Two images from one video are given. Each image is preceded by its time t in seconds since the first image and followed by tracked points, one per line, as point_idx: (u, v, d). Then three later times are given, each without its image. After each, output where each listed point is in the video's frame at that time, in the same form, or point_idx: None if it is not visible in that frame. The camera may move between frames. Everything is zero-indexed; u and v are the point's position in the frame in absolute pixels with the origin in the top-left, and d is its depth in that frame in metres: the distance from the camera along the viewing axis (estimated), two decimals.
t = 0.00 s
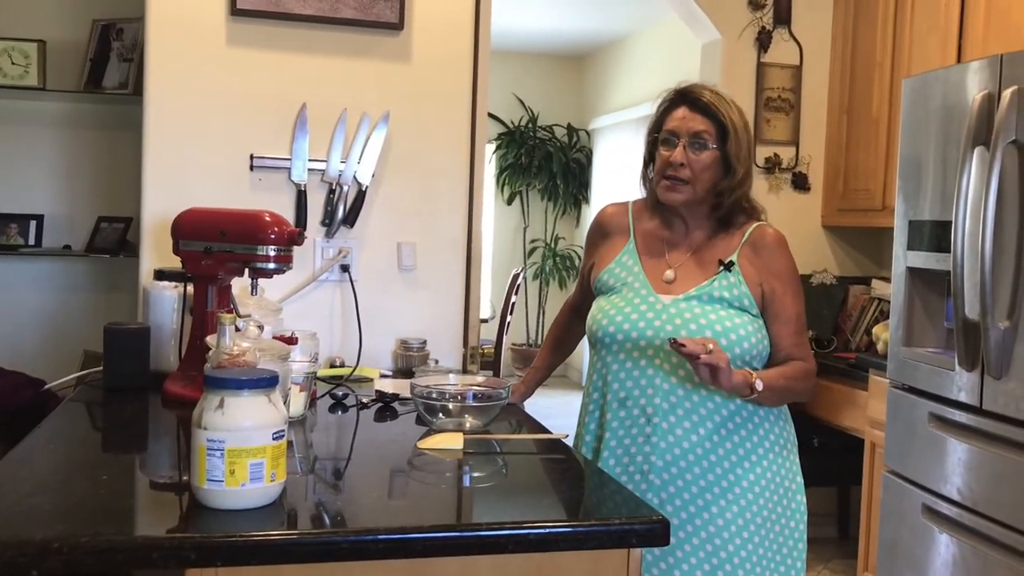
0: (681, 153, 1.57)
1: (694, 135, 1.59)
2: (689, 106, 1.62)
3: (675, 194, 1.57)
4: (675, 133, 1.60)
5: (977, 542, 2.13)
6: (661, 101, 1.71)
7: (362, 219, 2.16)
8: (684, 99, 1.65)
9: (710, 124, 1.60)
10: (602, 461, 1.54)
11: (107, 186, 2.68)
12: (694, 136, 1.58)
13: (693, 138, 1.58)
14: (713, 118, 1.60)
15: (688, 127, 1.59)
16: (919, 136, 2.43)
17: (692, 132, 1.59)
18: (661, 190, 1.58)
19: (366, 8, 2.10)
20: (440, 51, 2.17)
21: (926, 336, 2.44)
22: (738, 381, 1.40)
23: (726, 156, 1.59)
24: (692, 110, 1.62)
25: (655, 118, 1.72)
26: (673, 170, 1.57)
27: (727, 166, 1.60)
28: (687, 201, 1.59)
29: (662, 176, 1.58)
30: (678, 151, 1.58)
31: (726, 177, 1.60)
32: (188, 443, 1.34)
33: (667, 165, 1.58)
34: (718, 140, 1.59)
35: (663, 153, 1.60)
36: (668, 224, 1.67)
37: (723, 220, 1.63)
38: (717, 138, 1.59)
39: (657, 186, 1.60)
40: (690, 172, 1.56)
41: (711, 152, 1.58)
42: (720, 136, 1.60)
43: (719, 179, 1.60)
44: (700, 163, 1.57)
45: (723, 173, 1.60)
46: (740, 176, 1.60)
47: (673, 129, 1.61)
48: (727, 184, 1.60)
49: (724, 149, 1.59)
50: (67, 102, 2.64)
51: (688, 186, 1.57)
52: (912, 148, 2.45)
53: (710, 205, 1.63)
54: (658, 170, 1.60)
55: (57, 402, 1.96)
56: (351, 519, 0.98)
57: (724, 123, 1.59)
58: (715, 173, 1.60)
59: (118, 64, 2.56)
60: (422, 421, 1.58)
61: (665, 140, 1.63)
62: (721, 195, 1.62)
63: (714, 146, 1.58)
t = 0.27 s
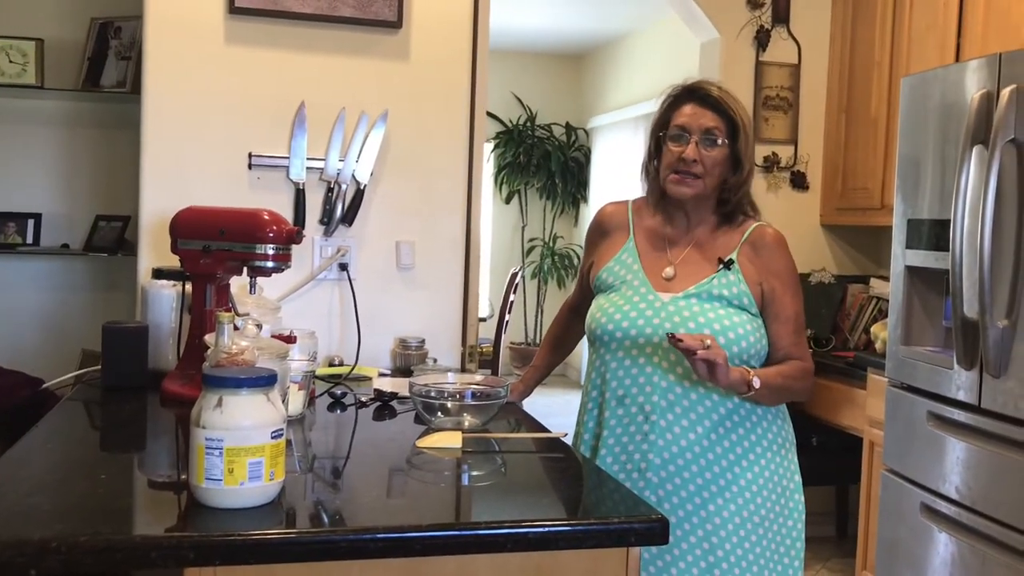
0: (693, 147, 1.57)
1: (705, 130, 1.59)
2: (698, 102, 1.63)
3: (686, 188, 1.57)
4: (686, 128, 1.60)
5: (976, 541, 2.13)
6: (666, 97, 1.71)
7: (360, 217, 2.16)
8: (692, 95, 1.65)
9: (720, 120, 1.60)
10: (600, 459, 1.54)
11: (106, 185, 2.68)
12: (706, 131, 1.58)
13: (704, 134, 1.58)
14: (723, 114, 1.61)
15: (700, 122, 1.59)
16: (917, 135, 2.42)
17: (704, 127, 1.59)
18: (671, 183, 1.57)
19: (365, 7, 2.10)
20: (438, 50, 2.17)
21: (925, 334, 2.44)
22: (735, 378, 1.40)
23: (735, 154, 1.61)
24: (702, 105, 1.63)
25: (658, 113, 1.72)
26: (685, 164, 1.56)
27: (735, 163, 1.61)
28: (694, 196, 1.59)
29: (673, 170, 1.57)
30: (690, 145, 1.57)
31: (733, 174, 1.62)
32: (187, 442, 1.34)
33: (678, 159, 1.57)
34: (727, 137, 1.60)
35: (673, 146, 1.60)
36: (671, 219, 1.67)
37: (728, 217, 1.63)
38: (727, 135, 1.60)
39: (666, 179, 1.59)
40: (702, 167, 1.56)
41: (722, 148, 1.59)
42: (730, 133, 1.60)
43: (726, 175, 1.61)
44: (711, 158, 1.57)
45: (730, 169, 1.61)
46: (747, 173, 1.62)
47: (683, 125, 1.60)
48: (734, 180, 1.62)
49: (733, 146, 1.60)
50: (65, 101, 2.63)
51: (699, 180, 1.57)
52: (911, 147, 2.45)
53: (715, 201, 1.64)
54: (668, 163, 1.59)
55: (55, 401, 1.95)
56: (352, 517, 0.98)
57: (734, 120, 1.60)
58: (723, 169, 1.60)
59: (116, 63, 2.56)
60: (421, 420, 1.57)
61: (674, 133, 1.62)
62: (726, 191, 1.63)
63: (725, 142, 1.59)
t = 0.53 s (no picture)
0: (694, 145, 1.57)
1: (706, 128, 1.59)
2: (699, 99, 1.63)
3: (687, 186, 1.57)
4: (687, 126, 1.60)
5: (975, 538, 2.14)
6: (666, 94, 1.71)
7: (359, 215, 2.16)
8: (693, 92, 1.65)
9: (721, 118, 1.60)
10: (599, 457, 1.54)
11: (105, 183, 2.68)
12: (707, 129, 1.58)
13: (705, 132, 1.58)
14: (724, 111, 1.61)
15: (701, 119, 1.59)
16: (917, 132, 2.42)
17: (705, 125, 1.59)
18: (672, 181, 1.57)
19: (363, 4, 2.10)
20: (437, 47, 2.17)
21: (924, 331, 2.44)
22: (734, 376, 1.40)
23: (736, 151, 1.61)
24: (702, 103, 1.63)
25: (658, 110, 1.71)
26: (687, 162, 1.56)
27: (735, 161, 1.61)
28: (694, 195, 1.59)
29: (674, 168, 1.57)
30: (691, 143, 1.57)
31: (733, 172, 1.62)
32: (186, 440, 1.34)
33: (678, 157, 1.57)
34: (728, 134, 1.60)
35: (674, 144, 1.60)
36: (670, 217, 1.66)
37: (728, 215, 1.64)
38: (728, 132, 1.60)
39: (667, 177, 1.59)
40: (703, 165, 1.56)
41: (722, 146, 1.59)
42: (730, 130, 1.60)
43: (726, 172, 1.61)
44: (712, 156, 1.57)
45: (730, 167, 1.62)
46: (747, 171, 1.62)
47: (684, 122, 1.60)
48: (734, 178, 1.62)
49: (733, 143, 1.61)
50: (64, 99, 2.63)
51: (700, 178, 1.57)
52: (910, 145, 2.45)
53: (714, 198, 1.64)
54: (669, 161, 1.59)
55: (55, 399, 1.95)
56: (352, 515, 0.98)
57: (735, 118, 1.60)
58: (723, 167, 1.61)
59: (115, 60, 2.55)
60: (421, 418, 1.57)
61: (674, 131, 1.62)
62: (725, 189, 1.64)
63: (725, 140, 1.59)
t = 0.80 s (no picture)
0: (689, 139, 1.57)
1: (702, 123, 1.58)
2: (696, 95, 1.62)
3: (682, 181, 1.56)
4: (683, 121, 1.59)
5: (974, 534, 2.14)
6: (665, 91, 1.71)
7: (358, 212, 2.15)
8: (690, 88, 1.65)
9: (717, 113, 1.60)
10: (598, 454, 1.54)
11: (103, 181, 2.67)
12: (702, 124, 1.58)
13: (700, 127, 1.58)
14: (720, 107, 1.60)
15: (696, 114, 1.59)
16: (916, 128, 2.42)
17: (700, 120, 1.58)
18: (667, 176, 1.57)
19: (362, 1, 2.10)
20: (436, 44, 2.17)
21: (924, 327, 2.44)
22: (727, 374, 1.40)
23: (732, 147, 1.60)
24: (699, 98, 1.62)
25: (657, 107, 1.71)
26: (681, 156, 1.56)
27: (732, 158, 1.61)
28: (690, 191, 1.59)
29: (669, 163, 1.57)
30: (686, 137, 1.57)
31: (730, 168, 1.62)
32: (186, 437, 1.33)
33: (673, 153, 1.57)
34: (725, 130, 1.60)
35: (670, 139, 1.60)
36: (668, 213, 1.66)
37: (726, 212, 1.63)
38: (724, 127, 1.59)
39: (662, 172, 1.59)
40: (698, 160, 1.56)
41: (718, 142, 1.58)
42: (727, 126, 1.60)
43: (723, 168, 1.61)
44: (707, 150, 1.57)
45: (727, 162, 1.61)
46: (743, 167, 1.62)
47: (680, 118, 1.60)
48: (730, 174, 1.62)
49: (729, 139, 1.60)
50: (62, 96, 2.63)
51: (695, 173, 1.56)
52: (909, 141, 2.45)
53: (712, 195, 1.64)
54: (665, 157, 1.59)
55: (54, 397, 1.95)
56: (351, 512, 0.98)
57: (731, 114, 1.59)
58: (720, 162, 1.60)
59: (113, 58, 2.55)
60: (420, 415, 1.57)
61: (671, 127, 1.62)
62: (723, 186, 1.63)
63: (721, 135, 1.59)
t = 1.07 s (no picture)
0: (680, 132, 1.58)
1: (694, 116, 1.59)
2: (691, 91, 1.63)
3: (673, 173, 1.56)
4: (676, 114, 1.60)
5: (973, 530, 2.14)
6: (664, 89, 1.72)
7: (356, 211, 2.15)
8: (686, 84, 1.66)
9: (710, 107, 1.60)
10: (594, 452, 1.54)
11: (101, 180, 2.67)
12: (694, 117, 1.59)
13: (692, 119, 1.59)
14: (714, 101, 1.61)
15: (689, 108, 1.60)
16: (913, 124, 2.42)
17: (693, 113, 1.59)
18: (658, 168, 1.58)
19: None
20: (433, 42, 2.16)
21: (921, 324, 2.44)
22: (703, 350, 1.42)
23: (724, 141, 1.59)
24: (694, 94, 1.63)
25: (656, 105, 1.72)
26: (671, 149, 1.57)
27: (724, 152, 1.60)
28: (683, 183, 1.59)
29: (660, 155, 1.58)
30: (677, 130, 1.58)
31: (722, 163, 1.60)
32: (184, 437, 1.33)
33: (664, 145, 1.58)
34: (717, 124, 1.59)
35: (663, 133, 1.61)
36: (666, 210, 1.67)
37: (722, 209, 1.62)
38: (716, 121, 1.59)
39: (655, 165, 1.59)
40: (688, 152, 1.56)
41: (710, 135, 1.58)
42: (721, 120, 1.60)
43: (715, 163, 1.60)
44: (698, 143, 1.57)
45: (720, 157, 1.60)
46: (737, 161, 1.60)
47: (673, 111, 1.61)
48: (724, 168, 1.61)
49: (722, 133, 1.59)
50: (60, 96, 2.63)
51: (686, 165, 1.56)
52: (907, 137, 2.45)
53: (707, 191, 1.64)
54: (657, 150, 1.60)
55: (52, 396, 1.95)
56: (349, 511, 0.98)
57: (724, 107, 1.59)
58: (713, 156, 1.60)
59: (111, 57, 2.55)
60: (418, 413, 1.57)
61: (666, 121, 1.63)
62: (719, 182, 1.63)
63: (714, 129, 1.59)
